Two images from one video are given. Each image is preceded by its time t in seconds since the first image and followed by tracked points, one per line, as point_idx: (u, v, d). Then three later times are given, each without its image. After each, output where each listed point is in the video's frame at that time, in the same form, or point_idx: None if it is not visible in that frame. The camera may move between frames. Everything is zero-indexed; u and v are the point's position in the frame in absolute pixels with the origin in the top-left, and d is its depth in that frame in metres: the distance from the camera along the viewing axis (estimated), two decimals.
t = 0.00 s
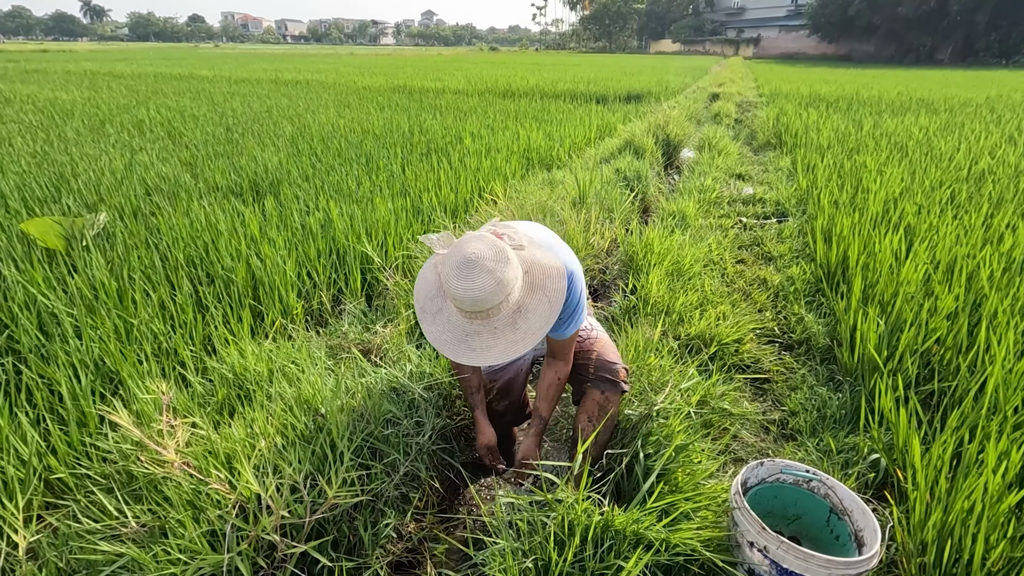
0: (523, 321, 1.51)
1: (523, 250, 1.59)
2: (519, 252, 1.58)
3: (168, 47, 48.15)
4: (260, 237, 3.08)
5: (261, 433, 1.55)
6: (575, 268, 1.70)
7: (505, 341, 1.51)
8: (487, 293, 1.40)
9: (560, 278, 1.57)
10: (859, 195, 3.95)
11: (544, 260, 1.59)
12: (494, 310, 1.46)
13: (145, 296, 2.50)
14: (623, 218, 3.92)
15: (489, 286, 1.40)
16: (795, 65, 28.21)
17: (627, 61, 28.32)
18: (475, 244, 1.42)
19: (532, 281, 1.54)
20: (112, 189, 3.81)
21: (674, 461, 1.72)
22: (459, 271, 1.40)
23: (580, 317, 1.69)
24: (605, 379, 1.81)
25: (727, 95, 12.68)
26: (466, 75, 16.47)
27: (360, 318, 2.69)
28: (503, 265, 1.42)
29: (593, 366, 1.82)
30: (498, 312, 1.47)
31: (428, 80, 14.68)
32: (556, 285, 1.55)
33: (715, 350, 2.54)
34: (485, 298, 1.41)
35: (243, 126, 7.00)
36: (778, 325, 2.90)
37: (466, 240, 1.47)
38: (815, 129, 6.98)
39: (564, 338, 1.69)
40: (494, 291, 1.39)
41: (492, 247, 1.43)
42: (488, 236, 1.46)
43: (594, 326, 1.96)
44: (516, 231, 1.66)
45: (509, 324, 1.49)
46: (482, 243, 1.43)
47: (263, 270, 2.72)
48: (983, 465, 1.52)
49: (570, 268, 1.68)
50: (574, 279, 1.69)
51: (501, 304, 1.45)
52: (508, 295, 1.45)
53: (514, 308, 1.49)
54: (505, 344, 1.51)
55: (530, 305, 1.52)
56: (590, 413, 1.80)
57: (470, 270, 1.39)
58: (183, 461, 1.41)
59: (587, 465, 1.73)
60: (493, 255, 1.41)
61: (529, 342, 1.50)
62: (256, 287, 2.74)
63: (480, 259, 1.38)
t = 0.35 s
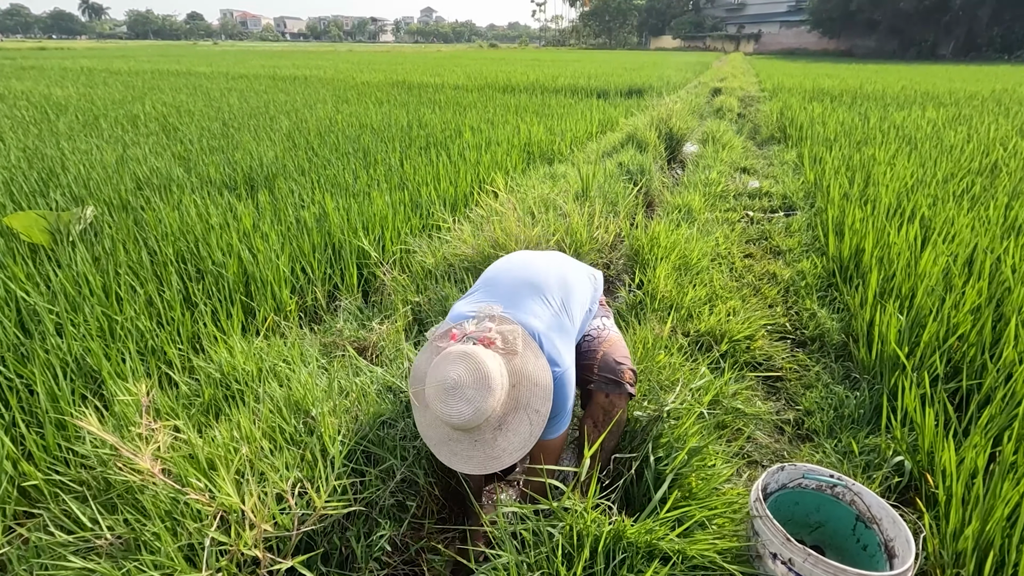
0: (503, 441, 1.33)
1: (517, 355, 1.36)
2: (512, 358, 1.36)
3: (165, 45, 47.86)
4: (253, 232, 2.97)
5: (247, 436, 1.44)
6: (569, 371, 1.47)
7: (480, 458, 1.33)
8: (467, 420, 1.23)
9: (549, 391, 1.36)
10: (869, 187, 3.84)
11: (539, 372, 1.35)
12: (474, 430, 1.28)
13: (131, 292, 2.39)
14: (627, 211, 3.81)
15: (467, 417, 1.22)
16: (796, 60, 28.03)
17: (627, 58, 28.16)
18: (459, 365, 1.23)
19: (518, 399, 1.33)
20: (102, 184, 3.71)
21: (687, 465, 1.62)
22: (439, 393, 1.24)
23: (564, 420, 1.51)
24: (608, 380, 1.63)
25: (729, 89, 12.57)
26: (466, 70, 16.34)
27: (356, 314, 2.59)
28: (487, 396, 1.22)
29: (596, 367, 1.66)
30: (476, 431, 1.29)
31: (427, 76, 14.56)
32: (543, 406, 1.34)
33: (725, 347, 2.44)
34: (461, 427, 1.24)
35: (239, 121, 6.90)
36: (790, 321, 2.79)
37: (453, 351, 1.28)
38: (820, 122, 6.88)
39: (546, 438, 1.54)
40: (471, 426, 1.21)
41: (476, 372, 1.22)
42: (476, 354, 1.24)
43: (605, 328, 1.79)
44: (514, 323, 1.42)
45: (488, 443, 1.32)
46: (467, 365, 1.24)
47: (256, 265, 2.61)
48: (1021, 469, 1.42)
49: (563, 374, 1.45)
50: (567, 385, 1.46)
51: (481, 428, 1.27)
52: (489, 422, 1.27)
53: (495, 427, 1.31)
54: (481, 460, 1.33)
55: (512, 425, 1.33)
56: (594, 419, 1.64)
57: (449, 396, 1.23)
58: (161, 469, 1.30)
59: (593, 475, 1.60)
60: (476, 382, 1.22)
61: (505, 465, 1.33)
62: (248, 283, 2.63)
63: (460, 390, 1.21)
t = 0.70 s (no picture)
0: (501, 461, 1.22)
1: (512, 368, 1.24)
2: (506, 371, 1.24)
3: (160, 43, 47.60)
4: (242, 223, 2.86)
5: (226, 435, 1.34)
6: (572, 384, 1.34)
7: (480, 479, 1.23)
8: (458, 446, 1.12)
9: (548, 406, 1.23)
10: (877, 178, 3.75)
11: (536, 387, 1.24)
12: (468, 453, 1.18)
13: (112, 284, 2.28)
14: (629, 203, 3.70)
15: (459, 441, 1.11)
16: (794, 57, 27.94)
17: (625, 55, 28.02)
18: (448, 385, 1.12)
19: (516, 416, 1.21)
20: (87, 175, 3.59)
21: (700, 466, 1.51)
22: (428, 415, 1.13)
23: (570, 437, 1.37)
24: (623, 380, 1.51)
25: (728, 85, 12.48)
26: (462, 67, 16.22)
27: (350, 308, 2.49)
28: (480, 418, 1.10)
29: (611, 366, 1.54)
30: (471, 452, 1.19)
31: (424, 71, 14.44)
32: (542, 423, 1.22)
33: (734, 341, 2.34)
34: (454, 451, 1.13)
35: (233, 114, 6.77)
36: (800, 314, 2.69)
37: (441, 367, 1.16)
38: (822, 116, 6.79)
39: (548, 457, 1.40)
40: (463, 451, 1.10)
41: (467, 393, 1.11)
42: (466, 373, 1.12)
43: (618, 327, 1.68)
44: (510, 333, 1.30)
45: (485, 463, 1.20)
46: (456, 384, 1.12)
47: (244, 256, 2.50)
48: None
49: (566, 388, 1.32)
50: (569, 400, 1.33)
51: (475, 451, 1.16)
52: (484, 443, 1.16)
53: (491, 447, 1.20)
54: (480, 481, 1.24)
55: (510, 443, 1.21)
56: (607, 421, 1.52)
57: (438, 419, 1.11)
58: (131, 471, 1.19)
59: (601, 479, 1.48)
60: (467, 404, 1.10)
61: (505, 485, 1.23)
62: (236, 275, 2.52)
63: (449, 414, 1.09)
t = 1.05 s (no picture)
0: (495, 453, 1.20)
1: (503, 359, 1.24)
2: (497, 363, 1.23)
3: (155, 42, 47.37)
4: (236, 220, 2.83)
5: (217, 431, 1.32)
6: (568, 374, 1.35)
7: (472, 473, 1.21)
8: (450, 437, 1.10)
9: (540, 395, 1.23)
10: (873, 175, 3.74)
11: (527, 377, 1.23)
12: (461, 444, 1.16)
13: (102, 281, 2.25)
14: (626, 200, 3.69)
15: (452, 433, 1.10)
16: (789, 57, 27.98)
17: (621, 54, 28.00)
18: (439, 377, 1.11)
19: (507, 406, 1.20)
20: (78, 172, 3.55)
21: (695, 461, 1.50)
22: (420, 408, 1.11)
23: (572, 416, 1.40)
24: (614, 372, 1.50)
25: (724, 84, 12.48)
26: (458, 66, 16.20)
27: (344, 305, 2.47)
28: (472, 408, 1.09)
29: (601, 358, 1.52)
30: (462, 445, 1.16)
31: (420, 70, 14.40)
32: (534, 412, 1.21)
33: (731, 336, 2.33)
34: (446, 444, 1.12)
35: (227, 112, 6.72)
36: (797, 310, 2.69)
37: (431, 360, 1.15)
38: (818, 114, 6.78)
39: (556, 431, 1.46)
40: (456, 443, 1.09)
41: (458, 383, 1.10)
42: (457, 363, 1.11)
43: (607, 318, 1.66)
44: (499, 326, 1.29)
45: (479, 455, 1.19)
46: (448, 375, 1.11)
47: (237, 253, 2.47)
48: None
49: (560, 378, 1.32)
50: (566, 388, 1.34)
51: (468, 442, 1.14)
52: (477, 434, 1.14)
53: (484, 439, 1.18)
54: (472, 475, 1.21)
55: (502, 435, 1.20)
56: (601, 414, 1.50)
57: (430, 411, 1.10)
58: (120, 467, 1.17)
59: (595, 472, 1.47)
60: (459, 394, 1.09)
61: (497, 478, 1.20)
62: (229, 272, 2.49)
63: (441, 404, 1.08)
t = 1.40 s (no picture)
0: (511, 413, 1.25)
1: (516, 321, 1.27)
2: (510, 324, 1.27)
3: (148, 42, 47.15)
4: (235, 218, 2.84)
5: (222, 424, 1.34)
6: (578, 334, 1.39)
7: (490, 434, 1.26)
8: (470, 398, 1.15)
9: (556, 355, 1.27)
10: (865, 174, 3.79)
11: (541, 338, 1.27)
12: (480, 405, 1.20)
13: (103, 279, 2.26)
14: (622, 198, 3.72)
15: (471, 395, 1.14)
16: (783, 57, 28.11)
17: (616, 55, 28.06)
18: (456, 340, 1.14)
19: (524, 367, 1.25)
20: (76, 172, 3.55)
21: (691, 450, 1.53)
22: (438, 371, 1.15)
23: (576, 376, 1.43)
24: (611, 364, 1.52)
25: (719, 84, 12.54)
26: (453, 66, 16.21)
27: (344, 302, 2.49)
28: (491, 369, 1.13)
29: (598, 349, 1.54)
30: (482, 406, 1.21)
31: (415, 70, 14.40)
32: (551, 372, 1.26)
33: (726, 331, 2.37)
34: (466, 405, 1.16)
35: (222, 113, 6.72)
36: (790, 306, 2.72)
37: (447, 322, 1.18)
38: (811, 114, 6.85)
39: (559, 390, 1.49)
40: (476, 404, 1.13)
41: (477, 346, 1.13)
42: (475, 326, 1.15)
43: (604, 307, 1.68)
44: (511, 285, 1.32)
45: (495, 416, 1.24)
46: (465, 338, 1.14)
47: (236, 251, 2.49)
48: None
49: (571, 336, 1.36)
50: (576, 347, 1.38)
51: (487, 402, 1.19)
52: (495, 397, 1.18)
53: (500, 399, 1.23)
54: (490, 436, 1.26)
55: (519, 396, 1.25)
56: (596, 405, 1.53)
57: (448, 374, 1.14)
58: (128, 458, 1.19)
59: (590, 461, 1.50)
60: (477, 356, 1.13)
61: (515, 438, 1.25)
62: (228, 270, 2.51)
63: (460, 367, 1.12)
